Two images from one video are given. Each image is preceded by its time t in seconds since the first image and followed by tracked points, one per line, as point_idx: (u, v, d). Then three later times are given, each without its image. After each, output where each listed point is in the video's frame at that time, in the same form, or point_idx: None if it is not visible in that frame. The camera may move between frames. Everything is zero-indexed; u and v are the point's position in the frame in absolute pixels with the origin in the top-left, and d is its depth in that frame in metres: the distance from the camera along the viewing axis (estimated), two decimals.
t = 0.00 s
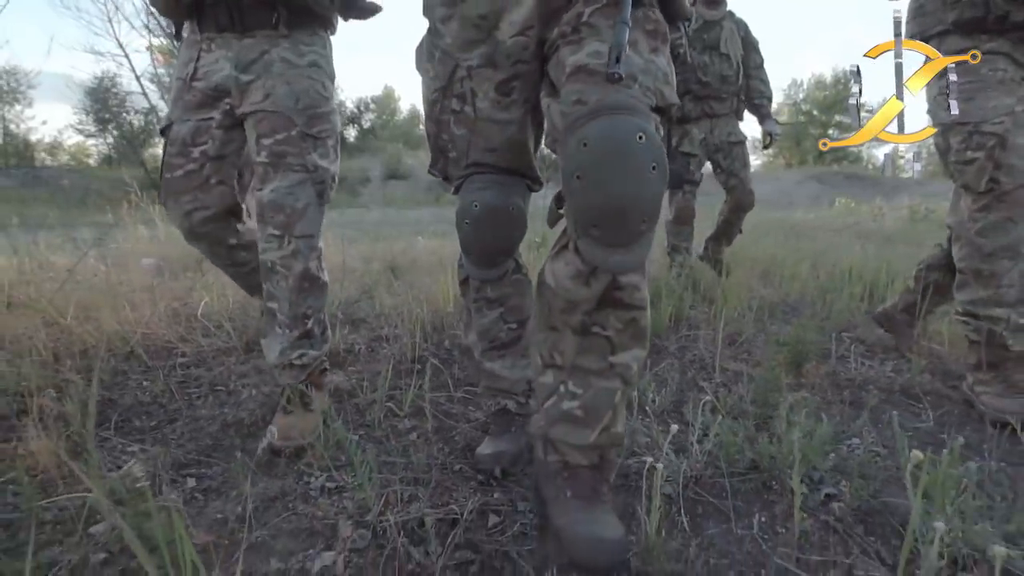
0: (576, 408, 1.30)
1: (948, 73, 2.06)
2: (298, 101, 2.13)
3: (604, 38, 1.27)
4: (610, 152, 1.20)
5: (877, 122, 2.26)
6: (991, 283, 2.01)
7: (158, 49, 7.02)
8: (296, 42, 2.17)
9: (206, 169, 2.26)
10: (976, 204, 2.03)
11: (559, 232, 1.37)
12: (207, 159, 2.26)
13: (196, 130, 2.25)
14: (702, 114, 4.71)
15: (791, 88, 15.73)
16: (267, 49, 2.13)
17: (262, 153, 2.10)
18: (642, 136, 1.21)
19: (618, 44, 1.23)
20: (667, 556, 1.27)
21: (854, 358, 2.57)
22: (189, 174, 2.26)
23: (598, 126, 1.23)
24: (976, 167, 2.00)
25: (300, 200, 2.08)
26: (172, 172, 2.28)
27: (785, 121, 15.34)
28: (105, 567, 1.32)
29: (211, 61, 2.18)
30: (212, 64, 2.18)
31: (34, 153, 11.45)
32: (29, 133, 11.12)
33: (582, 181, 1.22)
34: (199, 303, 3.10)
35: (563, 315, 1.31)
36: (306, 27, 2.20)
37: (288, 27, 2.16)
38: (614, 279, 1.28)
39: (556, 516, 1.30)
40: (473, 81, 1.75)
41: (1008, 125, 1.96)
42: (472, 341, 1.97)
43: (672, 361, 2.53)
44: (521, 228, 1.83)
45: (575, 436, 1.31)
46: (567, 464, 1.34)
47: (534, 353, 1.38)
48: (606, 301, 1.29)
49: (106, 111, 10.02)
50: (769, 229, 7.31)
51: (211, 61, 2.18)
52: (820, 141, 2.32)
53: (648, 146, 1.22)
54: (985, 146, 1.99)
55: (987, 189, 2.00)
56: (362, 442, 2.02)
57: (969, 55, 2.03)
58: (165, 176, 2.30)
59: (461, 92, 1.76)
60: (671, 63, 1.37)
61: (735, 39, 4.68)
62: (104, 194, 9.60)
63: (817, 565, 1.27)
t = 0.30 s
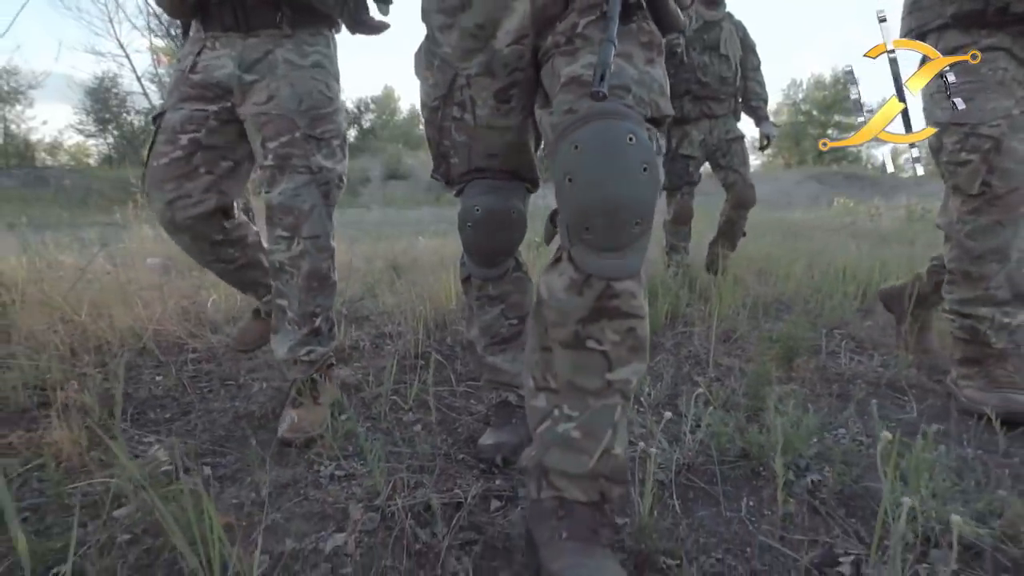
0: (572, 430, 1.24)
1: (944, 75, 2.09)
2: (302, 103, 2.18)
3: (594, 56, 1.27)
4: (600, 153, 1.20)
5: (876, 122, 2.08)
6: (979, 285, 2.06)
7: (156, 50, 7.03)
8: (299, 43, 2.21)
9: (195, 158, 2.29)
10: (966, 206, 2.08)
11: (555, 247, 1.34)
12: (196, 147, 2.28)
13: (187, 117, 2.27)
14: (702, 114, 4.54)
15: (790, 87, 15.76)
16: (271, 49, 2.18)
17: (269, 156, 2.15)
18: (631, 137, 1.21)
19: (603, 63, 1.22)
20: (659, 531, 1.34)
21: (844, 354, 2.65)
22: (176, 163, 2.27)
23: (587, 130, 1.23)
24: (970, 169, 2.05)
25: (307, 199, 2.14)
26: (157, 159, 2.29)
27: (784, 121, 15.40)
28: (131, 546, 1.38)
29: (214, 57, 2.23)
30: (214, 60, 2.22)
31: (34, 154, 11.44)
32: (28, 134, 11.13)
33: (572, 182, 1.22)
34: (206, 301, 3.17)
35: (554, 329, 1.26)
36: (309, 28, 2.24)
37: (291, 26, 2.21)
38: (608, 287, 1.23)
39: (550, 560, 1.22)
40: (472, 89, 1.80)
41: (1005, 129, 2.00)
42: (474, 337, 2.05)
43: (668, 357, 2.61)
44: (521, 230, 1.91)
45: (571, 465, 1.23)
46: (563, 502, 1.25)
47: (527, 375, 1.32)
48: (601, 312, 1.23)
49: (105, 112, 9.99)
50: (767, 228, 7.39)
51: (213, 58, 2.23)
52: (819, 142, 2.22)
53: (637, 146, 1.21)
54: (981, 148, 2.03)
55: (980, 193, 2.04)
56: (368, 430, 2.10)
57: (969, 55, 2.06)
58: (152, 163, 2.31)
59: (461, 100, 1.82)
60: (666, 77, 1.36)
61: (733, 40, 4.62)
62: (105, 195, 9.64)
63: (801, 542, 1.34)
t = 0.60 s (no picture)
0: (567, 451, 1.25)
1: (944, 76, 2.11)
2: (307, 105, 2.22)
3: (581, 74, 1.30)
4: (584, 174, 1.23)
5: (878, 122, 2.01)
6: (959, 285, 2.15)
7: (156, 48, 7.03)
8: (304, 44, 2.24)
9: (192, 144, 2.26)
10: (949, 208, 2.17)
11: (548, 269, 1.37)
12: (194, 133, 2.25)
13: (186, 105, 2.24)
14: (700, 117, 4.60)
15: (790, 87, 15.81)
16: (276, 50, 2.20)
17: (275, 158, 2.19)
18: (614, 156, 1.24)
19: (587, 82, 1.24)
20: (650, 510, 1.41)
21: (832, 348, 2.74)
22: (173, 147, 2.24)
23: (571, 152, 1.26)
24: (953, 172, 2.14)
25: (314, 203, 2.21)
26: (156, 142, 2.24)
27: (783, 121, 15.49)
28: (157, 526, 1.47)
29: (216, 55, 2.22)
30: (217, 57, 2.22)
31: (35, 153, 11.43)
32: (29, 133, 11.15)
33: (558, 204, 1.25)
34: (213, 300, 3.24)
35: (548, 348, 1.28)
36: (313, 28, 2.26)
37: (296, 27, 2.24)
38: (599, 304, 1.26)
39: None
40: (469, 100, 1.79)
41: (991, 134, 2.09)
42: (476, 333, 2.15)
43: (663, 353, 2.70)
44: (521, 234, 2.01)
45: (566, 486, 1.25)
46: (558, 528, 1.26)
47: (522, 397, 1.34)
48: (592, 330, 1.25)
49: (106, 112, 10.03)
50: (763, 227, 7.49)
51: (216, 55, 2.22)
52: (821, 142, 2.07)
53: (620, 166, 1.24)
54: (966, 153, 2.12)
55: (963, 197, 2.13)
56: (375, 421, 2.19)
57: (967, 56, 2.10)
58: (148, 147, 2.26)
59: (458, 110, 1.84)
60: (656, 96, 1.39)
61: (734, 44, 4.67)
62: (106, 195, 9.67)
63: (782, 520, 1.42)
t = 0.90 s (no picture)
0: (564, 458, 1.26)
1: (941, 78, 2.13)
2: (310, 110, 2.23)
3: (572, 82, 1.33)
4: (579, 185, 1.27)
5: (875, 123, 2.14)
6: (939, 284, 2.25)
7: (158, 48, 7.06)
8: (307, 48, 2.24)
9: (197, 140, 2.23)
10: (931, 209, 2.25)
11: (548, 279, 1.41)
12: (198, 130, 2.22)
13: (191, 101, 2.22)
14: (700, 119, 4.69)
15: (788, 87, 15.89)
16: (279, 54, 2.21)
17: (280, 161, 2.22)
18: (608, 166, 1.28)
19: (577, 89, 1.26)
20: (644, 493, 1.48)
21: (823, 345, 2.83)
22: (176, 142, 2.20)
23: (567, 164, 1.30)
24: (936, 176, 2.22)
25: (321, 203, 2.24)
26: (160, 137, 2.22)
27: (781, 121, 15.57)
28: (178, 508, 1.53)
29: (221, 57, 2.22)
30: (222, 60, 2.22)
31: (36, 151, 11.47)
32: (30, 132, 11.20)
33: (555, 215, 1.29)
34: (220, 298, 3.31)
35: (548, 356, 1.31)
36: (317, 31, 2.27)
37: (300, 30, 2.24)
38: (596, 313, 1.29)
39: None
40: (467, 107, 1.83)
41: (972, 142, 2.16)
42: (478, 330, 2.23)
43: (659, 349, 2.78)
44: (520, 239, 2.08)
45: (563, 493, 1.25)
46: (556, 536, 1.26)
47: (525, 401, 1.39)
48: (590, 340, 1.29)
49: (107, 111, 10.05)
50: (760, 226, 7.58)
51: (220, 57, 2.22)
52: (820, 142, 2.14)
53: (615, 175, 1.28)
54: (949, 158, 2.19)
55: (943, 201, 2.22)
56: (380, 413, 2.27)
57: (968, 55, 2.16)
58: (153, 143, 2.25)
59: (457, 116, 1.88)
60: (648, 107, 1.43)
61: (735, 47, 4.70)
62: (108, 195, 9.73)
63: (767, 502, 1.50)
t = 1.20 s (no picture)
0: (559, 454, 1.28)
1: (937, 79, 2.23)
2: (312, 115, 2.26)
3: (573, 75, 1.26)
4: (580, 185, 1.22)
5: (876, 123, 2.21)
6: (920, 282, 2.35)
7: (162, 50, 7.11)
8: (309, 54, 2.26)
9: (205, 143, 2.13)
10: (915, 210, 2.35)
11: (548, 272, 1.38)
12: (207, 133, 2.13)
13: (196, 106, 2.13)
14: (698, 121, 4.79)
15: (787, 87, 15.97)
16: (283, 60, 2.21)
17: (286, 165, 2.26)
18: (611, 167, 1.23)
19: (577, 83, 1.20)
20: (637, 477, 1.57)
21: (813, 341, 2.92)
22: (187, 145, 2.09)
23: (568, 162, 1.25)
24: (919, 180, 2.32)
25: (325, 206, 2.33)
26: (167, 143, 2.10)
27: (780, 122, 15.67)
28: (199, 492, 1.62)
29: (223, 62, 2.18)
30: (225, 65, 2.17)
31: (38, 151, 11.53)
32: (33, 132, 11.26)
33: (553, 215, 1.25)
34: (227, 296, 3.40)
35: (545, 354, 1.31)
36: (320, 37, 2.30)
37: (302, 36, 2.25)
38: (593, 315, 1.27)
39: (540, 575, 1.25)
40: (471, 106, 1.95)
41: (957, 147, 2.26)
42: (479, 326, 2.32)
43: (655, 345, 2.87)
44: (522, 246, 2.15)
45: (558, 484, 1.28)
46: (552, 517, 1.30)
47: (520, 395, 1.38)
48: (586, 339, 1.28)
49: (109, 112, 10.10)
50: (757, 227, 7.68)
51: (223, 62, 2.18)
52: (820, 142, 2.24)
53: (618, 176, 1.23)
54: (932, 163, 2.29)
55: (925, 204, 2.32)
56: (385, 405, 2.37)
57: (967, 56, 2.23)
58: (160, 148, 2.12)
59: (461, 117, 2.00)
60: (655, 84, 1.36)
61: (736, 50, 4.80)
62: (111, 195, 9.81)
63: (754, 486, 1.59)
